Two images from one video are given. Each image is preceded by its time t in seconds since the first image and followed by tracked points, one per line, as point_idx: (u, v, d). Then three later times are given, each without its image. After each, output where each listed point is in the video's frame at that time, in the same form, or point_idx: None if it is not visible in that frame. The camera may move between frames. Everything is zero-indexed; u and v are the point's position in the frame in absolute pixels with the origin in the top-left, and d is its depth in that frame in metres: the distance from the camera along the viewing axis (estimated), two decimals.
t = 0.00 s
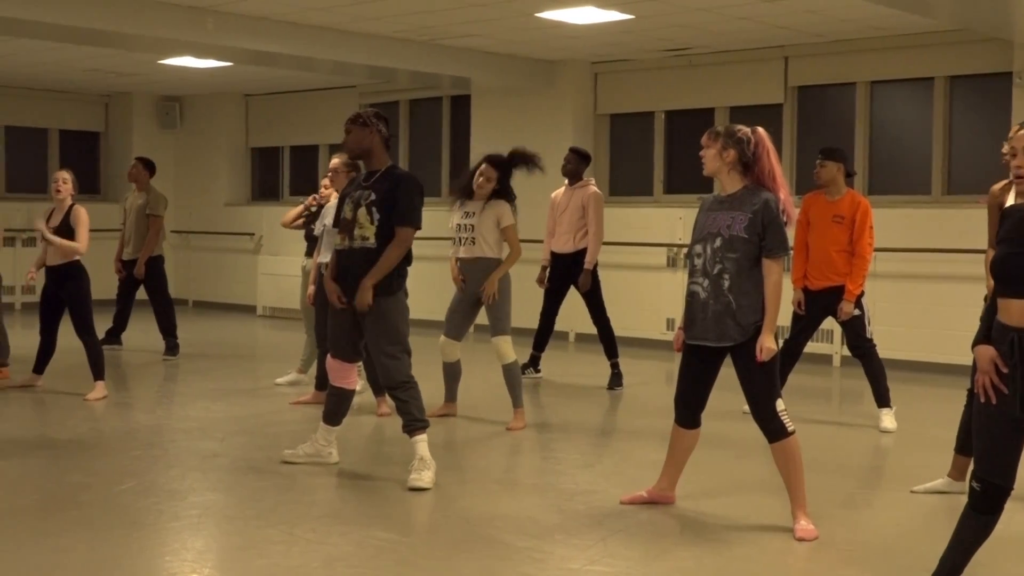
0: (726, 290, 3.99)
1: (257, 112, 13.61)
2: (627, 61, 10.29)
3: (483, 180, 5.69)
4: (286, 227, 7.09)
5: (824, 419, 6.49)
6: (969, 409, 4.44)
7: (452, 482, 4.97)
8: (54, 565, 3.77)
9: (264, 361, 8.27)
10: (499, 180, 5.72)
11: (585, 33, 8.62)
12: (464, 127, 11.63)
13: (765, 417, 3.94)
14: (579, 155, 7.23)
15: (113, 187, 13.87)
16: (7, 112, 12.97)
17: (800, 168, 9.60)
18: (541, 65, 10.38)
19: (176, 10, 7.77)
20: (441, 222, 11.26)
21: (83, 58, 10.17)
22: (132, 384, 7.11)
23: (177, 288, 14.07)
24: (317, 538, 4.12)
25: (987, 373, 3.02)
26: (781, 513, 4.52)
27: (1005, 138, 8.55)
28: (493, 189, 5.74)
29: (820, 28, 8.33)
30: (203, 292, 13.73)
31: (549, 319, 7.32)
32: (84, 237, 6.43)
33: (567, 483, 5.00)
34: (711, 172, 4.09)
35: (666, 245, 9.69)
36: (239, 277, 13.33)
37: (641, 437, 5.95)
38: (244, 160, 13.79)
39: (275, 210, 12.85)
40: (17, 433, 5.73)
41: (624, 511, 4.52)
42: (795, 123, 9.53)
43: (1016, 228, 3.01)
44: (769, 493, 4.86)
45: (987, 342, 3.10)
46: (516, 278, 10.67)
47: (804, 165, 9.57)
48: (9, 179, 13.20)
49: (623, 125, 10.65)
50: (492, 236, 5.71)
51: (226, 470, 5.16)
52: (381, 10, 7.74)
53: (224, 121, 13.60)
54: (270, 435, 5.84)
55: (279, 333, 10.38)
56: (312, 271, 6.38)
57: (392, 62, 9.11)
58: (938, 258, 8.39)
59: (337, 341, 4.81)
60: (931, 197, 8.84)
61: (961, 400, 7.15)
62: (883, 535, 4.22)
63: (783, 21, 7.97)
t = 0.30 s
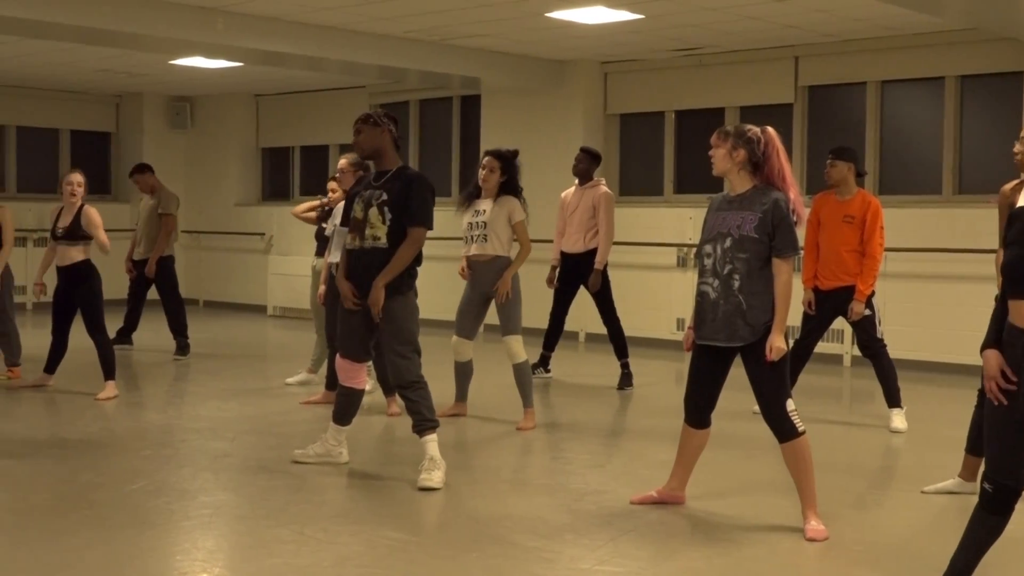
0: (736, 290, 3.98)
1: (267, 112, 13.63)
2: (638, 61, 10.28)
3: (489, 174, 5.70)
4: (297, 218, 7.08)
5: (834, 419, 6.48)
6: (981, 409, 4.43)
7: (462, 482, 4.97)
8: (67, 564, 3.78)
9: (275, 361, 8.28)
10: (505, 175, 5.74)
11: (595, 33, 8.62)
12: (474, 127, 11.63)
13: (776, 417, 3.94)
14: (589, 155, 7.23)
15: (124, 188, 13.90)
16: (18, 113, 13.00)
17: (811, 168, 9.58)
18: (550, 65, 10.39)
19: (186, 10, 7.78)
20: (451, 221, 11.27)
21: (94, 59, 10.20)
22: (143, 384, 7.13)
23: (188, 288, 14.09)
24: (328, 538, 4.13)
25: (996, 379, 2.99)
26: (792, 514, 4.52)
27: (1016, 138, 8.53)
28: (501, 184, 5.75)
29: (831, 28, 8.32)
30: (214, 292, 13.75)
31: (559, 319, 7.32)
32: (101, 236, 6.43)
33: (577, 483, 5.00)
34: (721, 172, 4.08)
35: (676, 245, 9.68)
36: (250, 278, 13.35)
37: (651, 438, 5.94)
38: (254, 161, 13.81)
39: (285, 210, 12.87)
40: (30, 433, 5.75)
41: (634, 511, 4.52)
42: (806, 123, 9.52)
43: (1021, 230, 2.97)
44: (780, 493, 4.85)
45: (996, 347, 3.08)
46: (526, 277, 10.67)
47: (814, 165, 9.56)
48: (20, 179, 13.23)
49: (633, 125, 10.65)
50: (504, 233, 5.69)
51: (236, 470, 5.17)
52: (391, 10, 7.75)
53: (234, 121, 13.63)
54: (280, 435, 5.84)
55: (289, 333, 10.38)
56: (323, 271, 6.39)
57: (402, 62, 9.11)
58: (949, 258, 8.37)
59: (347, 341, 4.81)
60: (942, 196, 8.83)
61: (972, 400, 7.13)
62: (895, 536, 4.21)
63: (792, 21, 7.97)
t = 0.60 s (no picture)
0: (745, 290, 3.98)
1: (275, 112, 13.65)
2: (646, 60, 10.27)
3: (490, 172, 5.70)
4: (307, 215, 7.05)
5: (842, 419, 6.47)
6: (990, 409, 4.42)
7: (470, 482, 4.97)
8: (75, 563, 3.78)
9: (284, 361, 8.29)
10: (507, 172, 5.74)
11: (603, 33, 8.61)
12: (482, 127, 11.63)
13: (784, 417, 3.93)
14: (597, 155, 7.22)
15: (132, 188, 13.92)
16: (26, 113, 13.03)
17: (819, 168, 9.57)
18: (558, 65, 10.39)
19: (194, 10, 7.79)
20: (459, 221, 11.27)
21: (103, 59, 10.22)
22: (152, 384, 7.13)
23: (196, 288, 14.11)
24: (336, 538, 4.13)
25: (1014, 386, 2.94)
26: (801, 514, 4.51)
27: None
28: (503, 181, 5.75)
29: (839, 27, 8.30)
30: (222, 291, 13.77)
31: (567, 319, 7.32)
32: (106, 236, 6.42)
33: (585, 483, 5.00)
34: (729, 172, 4.08)
35: (684, 245, 9.67)
36: (258, 277, 13.36)
37: (660, 438, 5.94)
38: (262, 161, 13.82)
39: (293, 210, 12.88)
40: (39, 432, 5.76)
41: (642, 511, 4.52)
42: (814, 122, 9.50)
43: None
44: (788, 493, 4.85)
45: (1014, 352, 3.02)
46: (534, 277, 10.66)
47: (822, 164, 9.54)
48: (28, 179, 13.26)
49: (641, 125, 10.64)
50: (513, 232, 5.71)
51: (245, 470, 5.17)
52: (399, 10, 7.76)
53: (242, 121, 13.64)
54: (288, 435, 5.85)
55: (297, 332, 10.38)
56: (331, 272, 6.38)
57: (409, 62, 9.11)
58: (957, 258, 8.36)
59: (354, 341, 4.81)
60: (950, 196, 8.81)
61: (981, 401, 7.11)
62: (904, 536, 4.20)
63: (800, 20, 7.95)
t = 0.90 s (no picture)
0: (752, 289, 3.97)
1: (282, 113, 13.66)
2: (653, 61, 10.27)
3: (492, 172, 5.67)
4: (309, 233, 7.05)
5: (850, 419, 6.47)
6: (999, 409, 4.41)
7: (477, 482, 4.97)
8: (83, 563, 3.79)
9: (292, 361, 8.30)
10: (508, 171, 5.72)
11: (610, 33, 8.62)
12: (489, 127, 11.64)
13: (791, 417, 3.93)
14: (604, 156, 7.21)
15: (138, 188, 13.95)
16: (33, 113, 13.06)
17: (826, 168, 9.56)
18: (565, 65, 10.39)
19: (201, 10, 7.80)
20: (465, 221, 11.27)
21: (110, 59, 10.24)
22: (160, 384, 7.15)
23: (203, 288, 14.12)
24: (343, 537, 4.13)
25: None
26: (808, 514, 4.51)
27: None
28: (507, 181, 5.73)
29: (846, 27, 8.30)
30: (229, 291, 13.78)
31: (574, 319, 7.32)
32: (109, 240, 6.42)
33: (592, 483, 5.00)
34: (736, 171, 4.07)
35: (691, 245, 9.67)
36: (265, 277, 13.37)
37: (667, 437, 5.94)
38: (269, 161, 13.84)
39: (300, 210, 12.89)
40: (47, 431, 5.77)
41: (649, 511, 4.52)
42: (821, 122, 9.49)
43: None
44: (796, 493, 4.84)
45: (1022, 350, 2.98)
46: (540, 277, 10.67)
47: (829, 165, 9.53)
48: (34, 179, 13.29)
49: (648, 125, 10.64)
50: (519, 234, 5.71)
51: (252, 469, 5.18)
52: (406, 10, 7.76)
53: (249, 121, 13.65)
54: (296, 435, 5.86)
55: (303, 332, 10.40)
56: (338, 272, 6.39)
57: (416, 62, 9.12)
58: (964, 258, 8.35)
59: (360, 341, 4.81)
60: (958, 196, 8.80)
61: (989, 401, 7.10)
62: (911, 537, 4.20)
63: (807, 20, 7.95)
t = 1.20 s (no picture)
0: (759, 289, 3.97)
1: (290, 113, 13.68)
2: (661, 61, 10.26)
3: (498, 172, 5.67)
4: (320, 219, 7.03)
5: (859, 419, 6.46)
6: (1008, 409, 4.41)
7: (485, 483, 4.97)
8: (92, 563, 3.80)
9: (300, 361, 8.30)
10: (514, 171, 5.71)
11: (617, 33, 8.61)
12: (497, 127, 11.64)
13: (798, 418, 3.93)
14: (612, 156, 7.21)
15: (146, 188, 13.97)
16: (41, 114, 13.08)
17: (834, 168, 9.55)
18: (573, 66, 10.39)
19: (209, 10, 7.81)
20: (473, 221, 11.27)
21: (119, 60, 10.25)
22: (168, 384, 7.15)
23: (211, 288, 14.14)
24: (351, 538, 4.14)
25: None
26: (816, 515, 4.50)
27: None
28: (512, 180, 5.72)
29: (854, 27, 8.28)
30: (237, 292, 13.80)
31: (582, 319, 7.32)
32: (114, 235, 6.42)
33: (600, 483, 5.00)
34: (744, 171, 4.07)
35: (698, 246, 9.66)
36: (273, 277, 13.39)
37: (675, 438, 5.94)
38: (278, 161, 13.85)
39: (308, 210, 12.90)
40: (56, 432, 5.78)
41: (657, 511, 4.52)
42: (830, 123, 9.48)
43: None
44: (805, 494, 4.84)
45: None
46: (548, 278, 10.67)
47: (837, 165, 9.52)
48: (41, 180, 13.31)
49: (656, 125, 10.63)
50: (526, 234, 5.71)
51: (260, 469, 5.19)
52: (415, 10, 7.77)
53: (257, 122, 13.66)
54: (304, 435, 5.86)
55: (311, 333, 10.40)
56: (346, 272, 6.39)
57: (424, 63, 9.12)
58: (972, 258, 8.34)
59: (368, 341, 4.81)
60: (966, 197, 8.78)
61: (998, 401, 7.09)
62: (920, 537, 4.19)
63: (814, 20, 7.94)
